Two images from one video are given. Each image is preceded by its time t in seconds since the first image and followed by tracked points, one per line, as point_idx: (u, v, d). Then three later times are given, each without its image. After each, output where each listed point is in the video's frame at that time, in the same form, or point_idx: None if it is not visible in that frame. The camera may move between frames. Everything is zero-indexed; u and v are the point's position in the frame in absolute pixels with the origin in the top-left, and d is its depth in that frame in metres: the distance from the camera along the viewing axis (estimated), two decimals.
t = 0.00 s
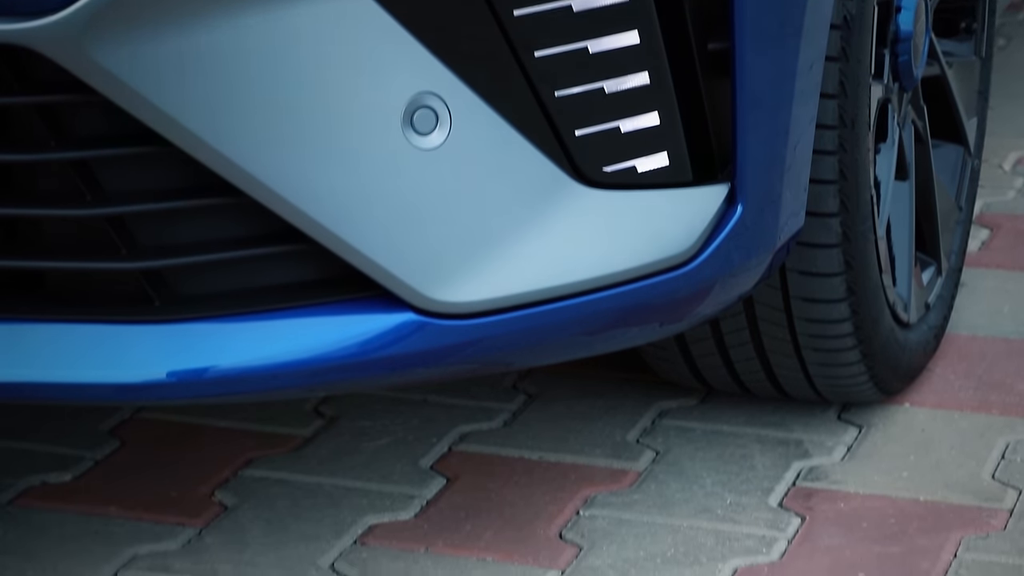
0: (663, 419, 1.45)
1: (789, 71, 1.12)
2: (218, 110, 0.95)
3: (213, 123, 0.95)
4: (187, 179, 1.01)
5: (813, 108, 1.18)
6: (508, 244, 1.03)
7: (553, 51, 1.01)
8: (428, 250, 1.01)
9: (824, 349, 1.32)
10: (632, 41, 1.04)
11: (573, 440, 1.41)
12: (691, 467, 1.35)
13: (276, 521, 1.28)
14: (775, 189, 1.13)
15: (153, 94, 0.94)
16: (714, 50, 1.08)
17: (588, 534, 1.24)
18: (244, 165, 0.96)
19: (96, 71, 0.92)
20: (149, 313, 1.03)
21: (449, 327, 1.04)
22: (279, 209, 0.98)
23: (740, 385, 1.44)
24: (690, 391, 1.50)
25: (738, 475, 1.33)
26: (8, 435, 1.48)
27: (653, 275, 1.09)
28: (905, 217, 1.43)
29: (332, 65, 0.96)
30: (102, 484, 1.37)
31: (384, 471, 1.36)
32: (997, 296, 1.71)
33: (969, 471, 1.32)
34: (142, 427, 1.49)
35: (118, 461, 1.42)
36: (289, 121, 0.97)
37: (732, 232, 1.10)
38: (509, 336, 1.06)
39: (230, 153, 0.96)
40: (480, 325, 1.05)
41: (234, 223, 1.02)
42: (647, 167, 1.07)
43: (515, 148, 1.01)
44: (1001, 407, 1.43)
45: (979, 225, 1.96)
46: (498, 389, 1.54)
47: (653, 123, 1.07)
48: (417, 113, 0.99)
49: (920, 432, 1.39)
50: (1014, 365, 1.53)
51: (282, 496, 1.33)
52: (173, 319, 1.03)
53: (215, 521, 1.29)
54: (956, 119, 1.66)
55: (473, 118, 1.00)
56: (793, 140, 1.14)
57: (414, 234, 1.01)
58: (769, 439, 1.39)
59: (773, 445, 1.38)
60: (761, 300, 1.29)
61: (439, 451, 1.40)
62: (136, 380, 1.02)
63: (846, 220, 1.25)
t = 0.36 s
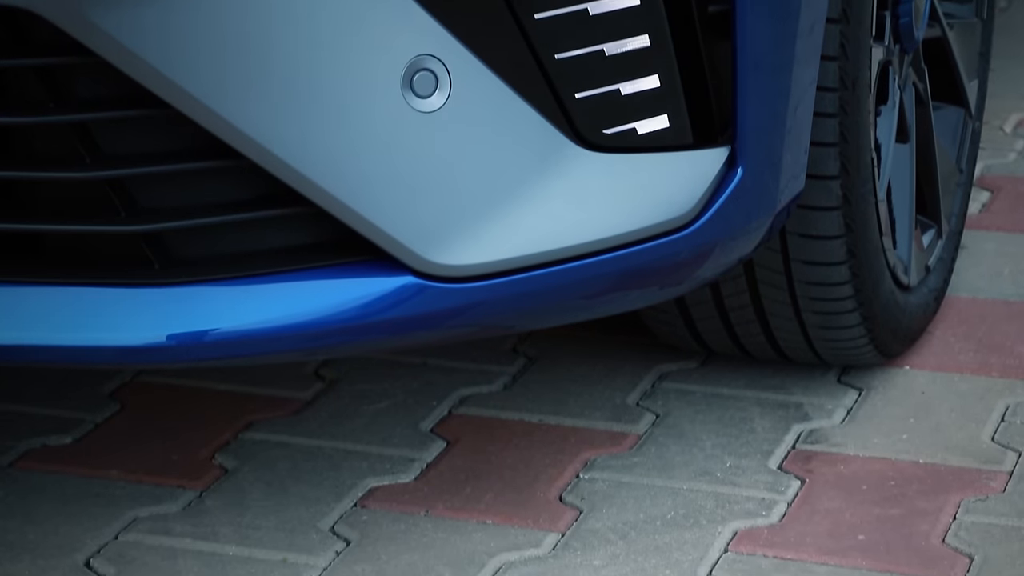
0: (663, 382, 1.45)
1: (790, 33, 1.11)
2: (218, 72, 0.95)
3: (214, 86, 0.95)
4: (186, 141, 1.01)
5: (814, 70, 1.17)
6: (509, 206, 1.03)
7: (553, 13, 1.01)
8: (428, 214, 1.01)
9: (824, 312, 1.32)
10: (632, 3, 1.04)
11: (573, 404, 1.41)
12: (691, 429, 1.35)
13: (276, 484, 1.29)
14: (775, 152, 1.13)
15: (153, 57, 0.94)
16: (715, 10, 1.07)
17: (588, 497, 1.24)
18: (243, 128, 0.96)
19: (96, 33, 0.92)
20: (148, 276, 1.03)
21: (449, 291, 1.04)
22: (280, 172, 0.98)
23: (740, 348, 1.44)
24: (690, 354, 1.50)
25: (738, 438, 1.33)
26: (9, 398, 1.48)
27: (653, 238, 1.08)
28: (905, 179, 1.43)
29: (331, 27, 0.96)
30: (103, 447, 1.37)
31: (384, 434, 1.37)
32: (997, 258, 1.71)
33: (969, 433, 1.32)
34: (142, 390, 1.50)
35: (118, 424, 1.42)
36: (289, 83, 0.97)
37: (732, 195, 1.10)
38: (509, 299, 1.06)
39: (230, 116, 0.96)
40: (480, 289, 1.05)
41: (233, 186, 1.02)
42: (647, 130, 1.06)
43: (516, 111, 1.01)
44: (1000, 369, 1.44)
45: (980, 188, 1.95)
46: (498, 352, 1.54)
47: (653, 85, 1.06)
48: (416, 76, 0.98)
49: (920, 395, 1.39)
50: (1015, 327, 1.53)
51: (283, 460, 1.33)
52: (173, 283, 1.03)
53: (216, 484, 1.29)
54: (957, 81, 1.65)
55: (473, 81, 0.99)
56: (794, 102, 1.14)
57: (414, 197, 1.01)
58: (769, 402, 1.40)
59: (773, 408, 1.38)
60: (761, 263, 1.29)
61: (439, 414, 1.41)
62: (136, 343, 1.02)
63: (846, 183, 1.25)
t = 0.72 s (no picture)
0: (662, 342, 1.45)
1: None
2: (216, 32, 0.94)
3: (212, 45, 0.94)
4: (184, 101, 1.00)
5: (814, 30, 1.16)
6: (508, 167, 1.02)
7: None
8: (428, 174, 1.01)
9: (824, 273, 1.32)
10: None
11: (573, 364, 1.41)
12: (691, 389, 1.35)
13: (277, 444, 1.29)
14: (775, 112, 1.12)
15: (150, 16, 0.93)
16: None
17: (588, 457, 1.25)
18: (242, 88, 0.95)
19: None
20: (148, 236, 1.03)
21: (449, 251, 1.04)
22: (279, 133, 0.97)
23: (739, 308, 1.44)
24: (690, 314, 1.50)
25: (738, 398, 1.34)
26: (8, 358, 1.48)
27: (653, 198, 1.08)
28: (906, 139, 1.42)
29: None
30: (103, 407, 1.37)
31: (384, 394, 1.37)
32: (997, 218, 1.71)
33: (968, 393, 1.32)
34: (142, 350, 1.50)
35: (118, 384, 1.42)
36: (288, 43, 0.96)
37: (732, 155, 1.09)
38: (508, 260, 1.06)
39: (228, 77, 0.95)
40: (479, 249, 1.04)
41: (231, 147, 1.02)
42: (647, 90, 1.06)
43: (516, 71, 1.00)
44: (1000, 329, 1.44)
45: (980, 147, 1.95)
46: (498, 312, 1.54)
47: (653, 45, 1.05)
48: (416, 36, 0.98)
49: (920, 355, 1.40)
50: (1014, 287, 1.53)
51: (283, 420, 1.33)
52: (173, 243, 1.03)
53: (216, 444, 1.30)
54: (958, 40, 1.65)
55: (472, 41, 0.99)
56: (794, 62, 1.13)
57: (414, 158, 1.00)
58: (768, 362, 1.40)
59: (772, 368, 1.39)
60: (761, 224, 1.29)
61: (439, 375, 1.41)
62: (137, 304, 1.02)
63: (846, 143, 1.24)
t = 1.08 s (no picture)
0: (662, 302, 1.45)
1: None
2: None
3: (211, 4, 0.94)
4: (182, 60, 0.99)
5: None
6: (509, 127, 1.02)
7: None
8: (428, 134, 1.00)
9: (825, 232, 1.32)
10: None
11: (573, 324, 1.41)
12: (691, 349, 1.36)
13: (277, 404, 1.29)
14: (775, 71, 1.12)
15: None
16: None
17: (588, 417, 1.25)
18: (241, 47, 0.95)
19: None
20: (148, 195, 1.03)
21: (448, 211, 1.03)
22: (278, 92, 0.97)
23: (739, 268, 1.44)
24: (690, 274, 1.50)
25: (738, 357, 1.34)
26: (8, 317, 1.48)
27: (654, 158, 1.07)
28: (907, 98, 1.42)
29: None
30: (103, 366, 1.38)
31: (384, 354, 1.37)
32: (998, 177, 1.71)
33: (968, 352, 1.33)
34: (142, 309, 1.50)
35: (118, 343, 1.42)
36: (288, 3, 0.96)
37: (732, 115, 1.09)
38: (508, 220, 1.05)
39: (227, 36, 0.95)
40: (479, 210, 1.04)
41: (229, 106, 1.01)
42: (647, 50, 1.05)
43: (515, 30, 1.00)
44: (1000, 288, 1.44)
45: (981, 106, 1.94)
46: (498, 272, 1.54)
47: (654, 4, 1.04)
48: None
49: (920, 315, 1.40)
50: (1014, 247, 1.53)
51: (283, 380, 1.33)
52: (173, 203, 1.03)
53: (216, 404, 1.30)
54: None
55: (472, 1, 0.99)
56: (794, 22, 1.13)
57: (414, 118, 1.00)
58: (768, 322, 1.40)
59: (772, 328, 1.39)
60: (761, 183, 1.29)
61: (439, 335, 1.41)
62: (137, 264, 1.03)
63: (846, 102, 1.24)
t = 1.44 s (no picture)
0: (662, 262, 1.45)
1: None
2: None
3: None
4: (179, 18, 0.99)
5: None
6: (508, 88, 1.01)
7: None
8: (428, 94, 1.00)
9: (825, 191, 1.32)
10: None
11: (573, 284, 1.41)
12: (691, 309, 1.36)
13: (277, 364, 1.29)
14: (777, 31, 1.10)
15: None
16: None
17: (588, 377, 1.25)
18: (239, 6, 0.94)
19: None
20: (146, 154, 1.03)
21: (447, 171, 1.03)
22: (277, 52, 0.96)
23: (739, 229, 1.44)
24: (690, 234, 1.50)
25: (738, 317, 1.34)
26: (7, 277, 1.48)
27: (653, 118, 1.06)
28: (908, 57, 1.41)
29: None
30: (101, 326, 1.37)
31: (384, 315, 1.37)
32: (999, 137, 1.70)
33: (968, 312, 1.33)
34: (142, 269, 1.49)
35: (117, 303, 1.42)
36: None
37: (732, 75, 1.08)
38: (508, 179, 1.05)
39: None
40: (478, 169, 1.03)
41: (226, 66, 1.00)
42: (648, 8, 1.04)
43: None
44: (1000, 248, 1.44)
45: (982, 65, 1.93)
46: (498, 232, 1.53)
47: None
48: None
49: (920, 275, 1.40)
50: (1015, 207, 1.53)
51: (282, 341, 1.33)
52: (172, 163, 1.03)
53: (215, 364, 1.30)
54: None
55: None
56: None
57: (414, 78, 0.99)
58: (768, 282, 1.40)
59: (772, 288, 1.39)
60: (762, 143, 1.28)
61: (439, 295, 1.41)
62: (137, 223, 1.03)
63: (846, 61, 1.23)
